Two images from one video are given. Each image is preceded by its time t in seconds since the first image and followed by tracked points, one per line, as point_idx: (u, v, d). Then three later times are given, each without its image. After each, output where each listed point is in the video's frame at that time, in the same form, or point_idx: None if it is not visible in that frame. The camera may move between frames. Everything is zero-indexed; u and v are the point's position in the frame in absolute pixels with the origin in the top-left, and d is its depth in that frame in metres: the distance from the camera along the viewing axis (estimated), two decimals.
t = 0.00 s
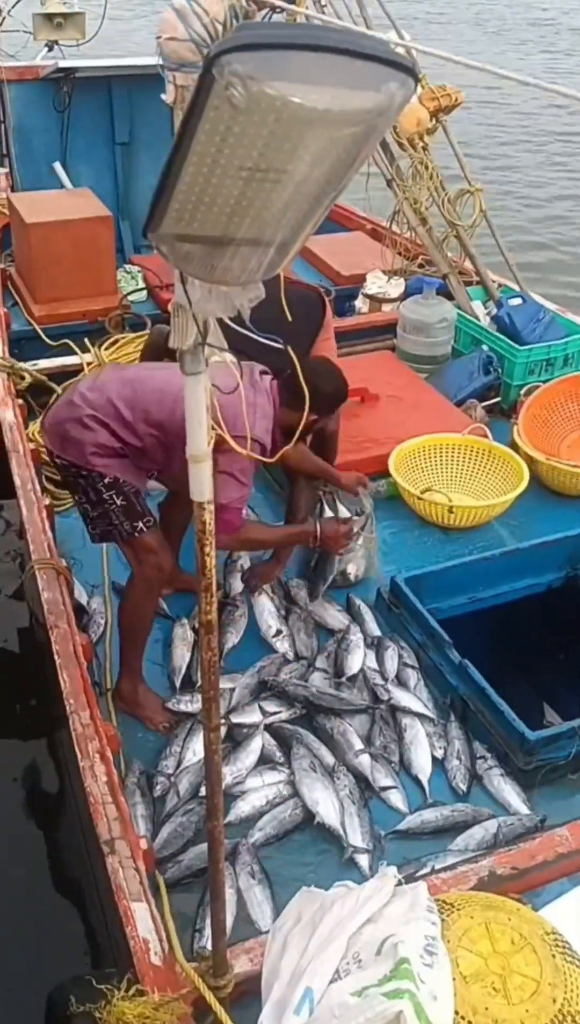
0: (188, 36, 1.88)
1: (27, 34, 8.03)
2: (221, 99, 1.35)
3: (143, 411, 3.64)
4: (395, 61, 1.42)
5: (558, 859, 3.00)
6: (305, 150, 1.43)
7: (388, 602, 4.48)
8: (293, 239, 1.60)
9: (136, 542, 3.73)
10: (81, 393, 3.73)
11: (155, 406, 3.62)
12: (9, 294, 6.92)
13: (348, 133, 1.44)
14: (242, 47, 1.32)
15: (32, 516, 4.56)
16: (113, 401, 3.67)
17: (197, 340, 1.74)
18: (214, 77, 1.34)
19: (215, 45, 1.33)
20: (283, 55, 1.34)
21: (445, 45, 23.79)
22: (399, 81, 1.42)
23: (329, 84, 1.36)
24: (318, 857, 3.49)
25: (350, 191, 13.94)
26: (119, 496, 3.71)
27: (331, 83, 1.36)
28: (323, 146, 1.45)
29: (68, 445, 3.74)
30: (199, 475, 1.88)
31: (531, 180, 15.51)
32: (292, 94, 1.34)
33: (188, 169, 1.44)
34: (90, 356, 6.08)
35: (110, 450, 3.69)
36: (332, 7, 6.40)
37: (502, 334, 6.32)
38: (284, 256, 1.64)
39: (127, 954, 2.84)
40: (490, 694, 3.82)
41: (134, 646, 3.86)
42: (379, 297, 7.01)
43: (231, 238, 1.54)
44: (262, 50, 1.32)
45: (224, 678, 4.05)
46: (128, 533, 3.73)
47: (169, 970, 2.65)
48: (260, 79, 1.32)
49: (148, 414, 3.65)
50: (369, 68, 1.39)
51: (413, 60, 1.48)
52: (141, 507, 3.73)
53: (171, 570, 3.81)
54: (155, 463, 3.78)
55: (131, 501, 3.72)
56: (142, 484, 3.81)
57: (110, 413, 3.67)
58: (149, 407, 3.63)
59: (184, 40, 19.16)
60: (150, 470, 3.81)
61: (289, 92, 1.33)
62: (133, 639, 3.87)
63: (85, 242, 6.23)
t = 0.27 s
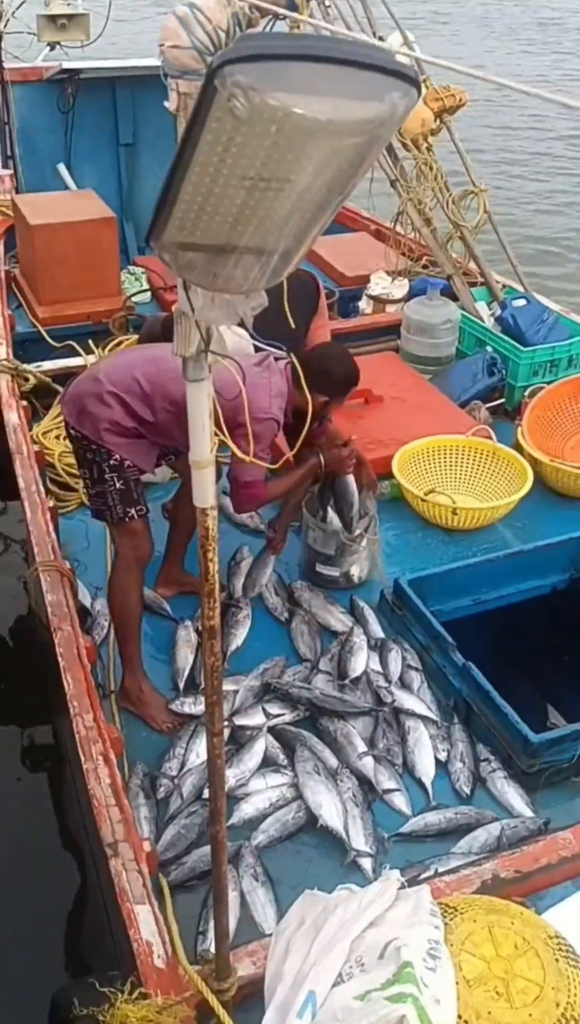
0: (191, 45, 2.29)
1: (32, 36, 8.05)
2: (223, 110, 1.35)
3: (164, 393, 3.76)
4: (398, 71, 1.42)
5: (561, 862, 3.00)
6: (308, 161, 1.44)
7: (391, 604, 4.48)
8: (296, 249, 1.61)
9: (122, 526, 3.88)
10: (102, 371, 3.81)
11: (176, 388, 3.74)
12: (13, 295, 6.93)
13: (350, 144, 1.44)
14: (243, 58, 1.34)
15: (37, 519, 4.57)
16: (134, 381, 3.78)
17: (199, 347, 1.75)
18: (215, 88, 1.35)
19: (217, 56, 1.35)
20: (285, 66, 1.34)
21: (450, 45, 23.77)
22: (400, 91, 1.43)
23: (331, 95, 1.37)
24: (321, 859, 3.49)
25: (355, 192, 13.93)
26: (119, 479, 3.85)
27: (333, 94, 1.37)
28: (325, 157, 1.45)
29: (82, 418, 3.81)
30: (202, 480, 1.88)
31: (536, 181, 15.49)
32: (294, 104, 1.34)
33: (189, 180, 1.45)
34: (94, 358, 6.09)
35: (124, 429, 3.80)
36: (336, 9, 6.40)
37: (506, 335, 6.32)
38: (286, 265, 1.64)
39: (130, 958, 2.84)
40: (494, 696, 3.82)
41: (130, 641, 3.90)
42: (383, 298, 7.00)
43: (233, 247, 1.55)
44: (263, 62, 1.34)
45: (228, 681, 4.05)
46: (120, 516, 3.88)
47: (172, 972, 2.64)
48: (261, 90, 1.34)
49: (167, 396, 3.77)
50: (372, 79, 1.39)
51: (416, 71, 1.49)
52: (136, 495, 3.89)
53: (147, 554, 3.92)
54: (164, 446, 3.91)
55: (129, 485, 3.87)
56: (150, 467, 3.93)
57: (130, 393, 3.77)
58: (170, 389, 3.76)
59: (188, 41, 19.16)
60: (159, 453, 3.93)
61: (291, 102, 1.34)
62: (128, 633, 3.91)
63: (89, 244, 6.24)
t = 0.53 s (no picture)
0: (193, 54, 2.75)
1: (38, 40, 8.08)
2: (222, 123, 1.36)
3: (170, 397, 3.77)
4: (396, 85, 1.43)
5: (564, 866, 2.99)
6: (307, 174, 1.44)
7: (395, 607, 4.48)
8: (296, 260, 1.61)
9: (126, 523, 3.95)
10: (114, 368, 3.83)
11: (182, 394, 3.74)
12: (18, 298, 6.94)
13: (349, 157, 1.45)
14: (243, 72, 1.35)
15: (41, 521, 4.58)
16: (142, 382, 3.79)
17: (200, 357, 1.76)
18: (214, 101, 1.35)
19: (215, 70, 1.35)
20: (284, 80, 1.35)
21: (456, 47, 23.76)
22: (399, 104, 1.43)
23: (330, 110, 1.37)
24: (323, 863, 3.49)
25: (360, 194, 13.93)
26: (122, 473, 3.93)
27: (332, 108, 1.37)
28: (325, 169, 1.45)
29: (91, 414, 3.86)
30: (203, 488, 1.89)
31: (541, 183, 15.48)
32: (293, 118, 1.35)
33: (189, 192, 1.46)
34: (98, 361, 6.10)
35: (130, 427, 3.84)
36: (342, 12, 6.40)
37: (511, 338, 6.31)
38: (287, 275, 1.65)
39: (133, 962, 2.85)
40: (497, 700, 3.82)
41: (137, 636, 3.97)
42: (388, 301, 7.00)
43: (234, 257, 1.55)
44: (261, 76, 1.35)
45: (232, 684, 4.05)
46: (121, 510, 3.96)
47: (174, 976, 2.65)
48: (260, 103, 1.34)
49: (174, 399, 3.78)
50: (372, 93, 1.40)
51: (414, 85, 1.49)
52: (140, 489, 3.96)
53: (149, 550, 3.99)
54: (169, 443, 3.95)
55: (132, 479, 3.94)
56: (154, 460, 3.99)
57: (138, 393, 3.79)
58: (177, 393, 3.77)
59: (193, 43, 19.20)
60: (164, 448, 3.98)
61: (290, 116, 1.34)
62: (138, 629, 3.99)
63: (94, 247, 6.25)
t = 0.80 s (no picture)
0: (197, 59, 2.63)
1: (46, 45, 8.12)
2: (224, 134, 1.37)
3: (176, 404, 3.79)
4: (399, 95, 1.43)
5: (567, 873, 2.99)
6: (309, 183, 1.45)
7: (399, 612, 4.48)
8: (298, 268, 1.62)
9: (133, 526, 3.97)
10: (118, 374, 3.85)
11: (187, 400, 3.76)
12: (25, 301, 6.97)
13: (351, 167, 1.45)
14: (245, 82, 1.35)
15: (46, 524, 4.58)
16: (147, 388, 3.81)
17: (203, 364, 1.76)
18: (215, 112, 1.36)
19: (217, 80, 1.35)
20: (286, 90, 1.35)
21: (463, 53, 23.78)
22: (401, 114, 1.43)
23: (332, 120, 1.38)
24: (326, 868, 3.49)
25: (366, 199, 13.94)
26: (129, 477, 3.95)
27: (334, 119, 1.38)
28: (328, 179, 1.46)
29: (95, 421, 3.88)
30: (205, 494, 1.90)
31: (548, 189, 15.48)
32: (294, 129, 1.35)
33: (190, 201, 1.47)
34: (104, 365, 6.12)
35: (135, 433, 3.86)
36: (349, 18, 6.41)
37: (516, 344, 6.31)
38: (289, 283, 1.65)
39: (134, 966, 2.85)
40: (500, 706, 3.82)
41: (143, 638, 3.97)
42: (394, 306, 7.00)
43: (236, 265, 1.56)
44: (264, 86, 1.35)
45: (235, 689, 4.06)
46: (129, 514, 3.98)
47: (176, 981, 2.65)
48: (261, 114, 1.34)
49: (179, 405, 3.80)
50: (374, 103, 1.40)
51: (417, 94, 1.49)
52: (146, 493, 3.99)
53: (158, 553, 4.02)
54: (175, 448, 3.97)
55: (139, 483, 3.96)
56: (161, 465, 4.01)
57: (143, 399, 3.81)
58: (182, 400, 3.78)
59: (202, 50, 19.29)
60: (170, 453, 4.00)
61: (292, 127, 1.35)
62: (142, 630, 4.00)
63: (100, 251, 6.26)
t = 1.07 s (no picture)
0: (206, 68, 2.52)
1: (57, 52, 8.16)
2: (228, 143, 1.38)
3: (176, 396, 3.85)
4: (404, 105, 1.42)
5: (571, 884, 2.97)
6: (313, 192, 1.45)
7: (404, 619, 4.47)
8: (303, 275, 1.62)
9: (139, 517, 3.97)
10: (122, 370, 3.94)
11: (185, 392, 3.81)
12: (33, 306, 7.00)
13: (356, 177, 1.45)
14: (250, 90, 1.34)
15: (52, 529, 4.59)
16: (148, 382, 3.88)
17: (208, 370, 1.76)
18: (220, 121, 1.37)
19: (222, 88, 1.35)
20: (292, 101, 1.35)
21: (471, 61, 23.82)
22: (406, 124, 1.42)
23: (336, 130, 1.37)
24: (330, 877, 3.47)
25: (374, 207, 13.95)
26: (134, 469, 3.97)
27: (340, 129, 1.38)
28: (333, 188, 1.45)
29: (100, 416, 3.95)
30: (210, 500, 1.90)
31: (555, 198, 15.47)
32: (299, 139, 1.36)
33: (195, 208, 1.48)
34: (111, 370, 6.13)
35: (139, 427, 3.92)
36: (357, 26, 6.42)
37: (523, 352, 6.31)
38: (294, 291, 1.65)
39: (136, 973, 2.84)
40: (505, 715, 3.80)
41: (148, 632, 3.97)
42: (401, 313, 7.01)
43: (241, 272, 1.57)
44: (268, 95, 1.35)
45: (240, 696, 4.06)
46: (135, 507, 3.99)
47: (178, 989, 2.64)
48: (266, 123, 1.35)
49: (179, 398, 3.86)
50: (379, 113, 1.39)
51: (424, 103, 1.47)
52: (152, 485, 4.00)
53: (166, 546, 4.01)
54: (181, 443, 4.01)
55: (144, 475, 3.98)
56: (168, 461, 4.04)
57: (145, 393, 3.88)
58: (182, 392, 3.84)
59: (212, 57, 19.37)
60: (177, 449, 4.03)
61: (296, 137, 1.35)
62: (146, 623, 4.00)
63: (108, 257, 6.28)
